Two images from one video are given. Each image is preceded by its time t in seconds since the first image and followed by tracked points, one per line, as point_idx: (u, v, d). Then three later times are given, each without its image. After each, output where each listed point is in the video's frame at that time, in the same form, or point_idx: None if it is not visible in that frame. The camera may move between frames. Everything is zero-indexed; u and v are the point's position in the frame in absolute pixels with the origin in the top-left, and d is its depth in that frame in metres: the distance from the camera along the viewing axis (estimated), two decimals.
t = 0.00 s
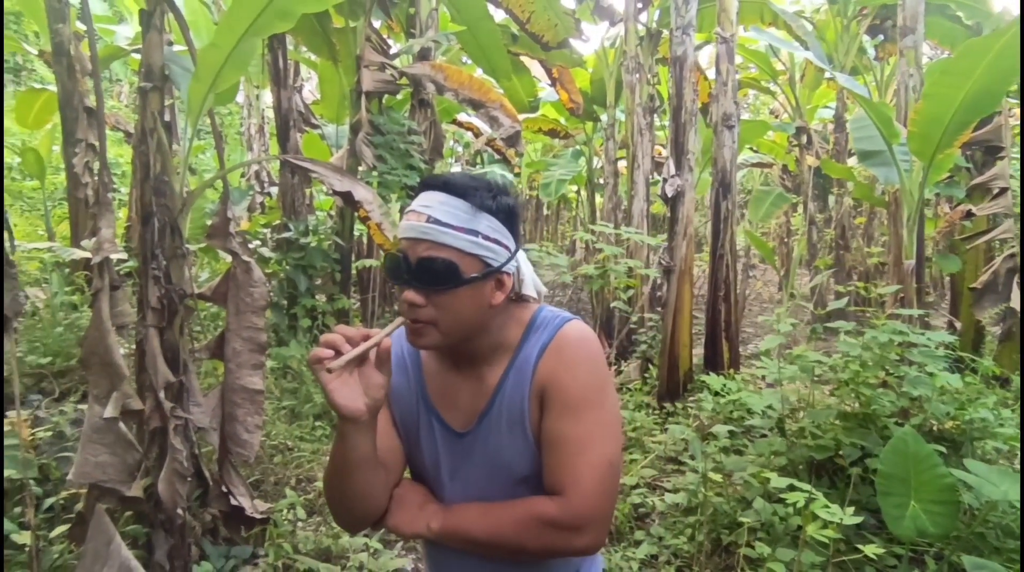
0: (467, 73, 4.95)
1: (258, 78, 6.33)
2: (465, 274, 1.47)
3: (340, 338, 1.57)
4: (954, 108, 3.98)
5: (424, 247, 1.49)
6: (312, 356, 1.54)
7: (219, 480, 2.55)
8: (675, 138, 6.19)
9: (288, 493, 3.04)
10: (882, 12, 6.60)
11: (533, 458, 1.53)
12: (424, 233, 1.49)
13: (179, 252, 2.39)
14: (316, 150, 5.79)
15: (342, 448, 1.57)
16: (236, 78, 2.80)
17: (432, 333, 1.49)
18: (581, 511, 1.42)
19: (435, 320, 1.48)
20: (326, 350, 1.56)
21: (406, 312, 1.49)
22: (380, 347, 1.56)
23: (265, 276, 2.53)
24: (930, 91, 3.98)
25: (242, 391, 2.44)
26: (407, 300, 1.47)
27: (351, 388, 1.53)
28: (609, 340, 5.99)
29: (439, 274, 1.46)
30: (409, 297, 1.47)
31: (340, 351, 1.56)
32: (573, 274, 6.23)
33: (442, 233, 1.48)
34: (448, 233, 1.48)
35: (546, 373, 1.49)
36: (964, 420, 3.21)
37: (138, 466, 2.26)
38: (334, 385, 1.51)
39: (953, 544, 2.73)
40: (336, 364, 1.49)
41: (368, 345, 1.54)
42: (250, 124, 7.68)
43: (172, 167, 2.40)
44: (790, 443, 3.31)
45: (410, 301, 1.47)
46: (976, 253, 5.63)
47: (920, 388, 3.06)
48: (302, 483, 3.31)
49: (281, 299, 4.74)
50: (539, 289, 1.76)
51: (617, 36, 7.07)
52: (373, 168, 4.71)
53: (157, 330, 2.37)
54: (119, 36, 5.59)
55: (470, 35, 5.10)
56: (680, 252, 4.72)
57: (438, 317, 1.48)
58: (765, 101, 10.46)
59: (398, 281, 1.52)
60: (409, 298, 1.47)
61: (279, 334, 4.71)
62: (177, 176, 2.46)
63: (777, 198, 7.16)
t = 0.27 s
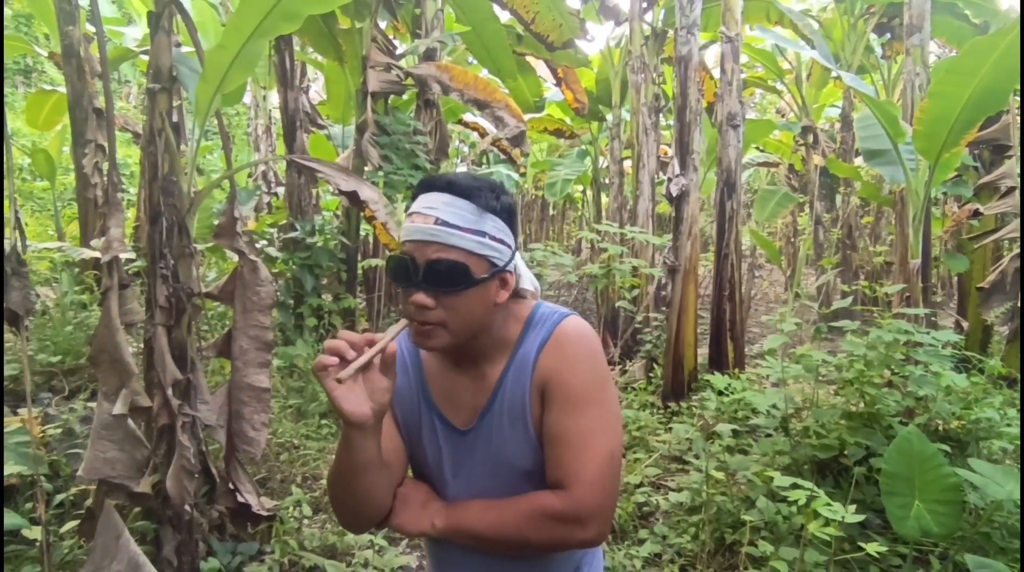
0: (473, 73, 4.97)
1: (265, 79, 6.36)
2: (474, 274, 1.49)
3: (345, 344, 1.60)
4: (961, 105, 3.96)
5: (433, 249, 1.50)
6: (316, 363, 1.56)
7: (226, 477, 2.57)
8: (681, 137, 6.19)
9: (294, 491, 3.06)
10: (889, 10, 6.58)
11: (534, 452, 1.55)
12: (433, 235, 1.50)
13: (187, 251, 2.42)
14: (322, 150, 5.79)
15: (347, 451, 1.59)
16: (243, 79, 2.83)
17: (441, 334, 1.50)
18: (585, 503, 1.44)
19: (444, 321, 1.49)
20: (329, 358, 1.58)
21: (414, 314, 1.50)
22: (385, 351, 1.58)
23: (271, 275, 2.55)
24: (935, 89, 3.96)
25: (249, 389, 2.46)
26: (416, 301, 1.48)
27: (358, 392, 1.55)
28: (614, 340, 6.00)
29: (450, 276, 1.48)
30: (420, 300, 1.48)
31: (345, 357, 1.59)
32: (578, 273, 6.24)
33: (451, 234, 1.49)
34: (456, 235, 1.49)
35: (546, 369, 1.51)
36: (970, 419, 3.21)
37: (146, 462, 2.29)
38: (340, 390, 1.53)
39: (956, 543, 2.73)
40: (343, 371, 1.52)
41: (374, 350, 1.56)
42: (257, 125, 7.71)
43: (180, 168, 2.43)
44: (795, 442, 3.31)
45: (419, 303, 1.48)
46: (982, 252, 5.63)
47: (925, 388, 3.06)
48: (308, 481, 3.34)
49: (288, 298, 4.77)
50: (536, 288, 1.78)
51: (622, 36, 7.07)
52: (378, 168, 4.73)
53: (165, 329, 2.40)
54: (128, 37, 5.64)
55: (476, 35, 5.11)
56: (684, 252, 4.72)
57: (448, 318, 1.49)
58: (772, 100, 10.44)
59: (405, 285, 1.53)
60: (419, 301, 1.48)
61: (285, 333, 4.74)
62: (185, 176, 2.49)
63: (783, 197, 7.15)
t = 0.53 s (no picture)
0: (475, 73, 4.98)
1: (269, 79, 6.38)
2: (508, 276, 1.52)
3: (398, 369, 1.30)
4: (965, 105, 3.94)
5: (473, 255, 1.49)
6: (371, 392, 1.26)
7: (230, 475, 2.59)
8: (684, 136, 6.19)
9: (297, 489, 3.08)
10: (894, 9, 6.56)
11: (531, 450, 1.55)
12: (471, 241, 1.50)
13: (191, 251, 2.44)
14: (326, 150, 5.79)
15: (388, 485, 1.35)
16: (246, 79, 2.85)
17: (479, 338, 1.51)
18: (585, 497, 1.45)
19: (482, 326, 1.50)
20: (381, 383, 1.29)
21: (453, 322, 1.48)
22: (445, 377, 1.34)
23: (275, 274, 2.57)
24: (939, 87, 3.95)
25: (253, 388, 2.48)
26: (460, 311, 1.47)
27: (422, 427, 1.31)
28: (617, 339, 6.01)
29: (492, 280, 1.49)
30: (466, 307, 1.47)
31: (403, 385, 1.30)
32: (581, 273, 6.25)
33: (489, 239, 1.51)
34: (494, 239, 1.52)
35: (538, 367, 1.51)
36: (973, 419, 3.19)
37: (151, 460, 2.30)
38: (401, 425, 1.28)
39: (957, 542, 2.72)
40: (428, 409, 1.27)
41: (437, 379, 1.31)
42: (261, 124, 7.73)
43: (184, 168, 2.44)
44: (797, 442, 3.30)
45: (461, 312, 1.47)
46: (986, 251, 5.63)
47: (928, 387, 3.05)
48: (312, 479, 3.35)
49: (292, 298, 4.79)
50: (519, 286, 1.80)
51: (626, 35, 7.07)
52: (382, 168, 4.75)
53: (170, 328, 2.42)
54: (133, 37, 5.66)
55: (479, 35, 5.12)
56: (687, 251, 4.72)
57: (486, 321, 1.50)
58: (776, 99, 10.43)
59: (444, 294, 1.47)
60: (466, 309, 1.46)
61: (289, 332, 4.76)
62: (189, 176, 2.50)
63: (786, 197, 7.14)
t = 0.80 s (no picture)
0: (477, 73, 4.98)
1: (272, 80, 6.39)
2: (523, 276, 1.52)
3: (423, 373, 1.30)
4: (966, 105, 3.94)
5: (494, 255, 1.48)
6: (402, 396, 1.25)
7: (233, 475, 2.60)
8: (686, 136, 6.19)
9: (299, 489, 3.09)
10: (897, 8, 6.55)
11: (535, 454, 1.55)
12: (489, 242, 1.49)
13: (194, 251, 2.45)
14: (328, 151, 5.83)
15: (405, 491, 1.34)
16: (249, 80, 2.85)
17: (497, 340, 1.49)
18: (591, 499, 1.45)
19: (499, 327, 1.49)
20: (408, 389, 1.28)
21: (475, 325, 1.45)
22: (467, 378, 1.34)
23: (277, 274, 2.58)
24: (941, 87, 3.94)
25: (255, 387, 2.49)
26: (482, 312, 1.44)
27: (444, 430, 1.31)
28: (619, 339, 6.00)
29: (511, 280, 1.48)
30: (485, 308, 1.45)
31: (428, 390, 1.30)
32: (583, 273, 6.25)
33: (507, 238, 1.51)
34: (510, 239, 1.52)
35: (541, 371, 1.51)
36: (975, 419, 3.19)
37: (154, 459, 2.31)
38: (425, 430, 1.28)
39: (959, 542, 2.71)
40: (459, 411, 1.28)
41: (461, 381, 1.32)
42: (263, 125, 7.75)
43: (187, 168, 2.45)
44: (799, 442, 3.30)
45: (483, 313, 1.45)
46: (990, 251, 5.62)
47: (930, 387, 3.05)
48: (314, 479, 3.36)
49: (294, 298, 4.80)
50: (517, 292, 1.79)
51: (628, 35, 7.07)
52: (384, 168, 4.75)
53: (173, 327, 2.43)
54: (136, 38, 5.67)
55: (481, 35, 5.12)
56: (689, 251, 4.73)
57: (503, 322, 1.49)
58: (779, 99, 10.42)
59: (463, 296, 1.44)
60: (486, 310, 1.45)
61: (291, 332, 4.76)
62: (192, 176, 2.51)
63: (789, 196, 7.14)
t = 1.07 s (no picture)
0: (480, 73, 4.98)
1: (275, 80, 6.39)
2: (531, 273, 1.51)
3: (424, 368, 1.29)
4: (969, 106, 3.93)
5: (502, 250, 1.47)
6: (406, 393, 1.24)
7: (236, 475, 2.62)
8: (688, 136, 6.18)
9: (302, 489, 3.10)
10: (900, 7, 6.54)
11: (546, 455, 1.54)
12: (499, 237, 1.47)
13: (197, 251, 2.45)
14: (331, 151, 5.88)
15: (415, 493, 1.33)
16: (252, 81, 2.86)
17: (506, 338, 1.47)
18: (607, 498, 1.46)
19: (508, 326, 1.47)
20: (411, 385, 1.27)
21: (484, 321, 1.43)
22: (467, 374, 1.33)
23: (280, 274, 2.58)
24: (943, 88, 3.93)
25: (258, 387, 2.49)
26: (492, 309, 1.42)
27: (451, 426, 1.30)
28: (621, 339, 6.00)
29: (520, 277, 1.46)
30: (495, 305, 1.42)
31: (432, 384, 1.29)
32: (586, 273, 6.25)
33: (516, 234, 1.50)
34: (518, 235, 1.51)
35: (553, 372, 1.51)
36: (980, 420, 3.18)
37: (157, 458, 2.31)
38: (432, 426, 1.27)
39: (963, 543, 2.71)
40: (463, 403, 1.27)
41: (463, 373, 1.32)
42: (267, 125, 7.74)
43: (190, 168, 2.45)
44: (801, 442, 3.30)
45: (492, 310, 1.42)
46: (994, 250, 5.61)
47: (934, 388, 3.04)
48: (317, 478, 3.37)
49: (297, 298, 4.81)
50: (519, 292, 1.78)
51: (630, 35, 7.07)
52: (387, 168, 4.75)
53: (176, 327, 2.43)
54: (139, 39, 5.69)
55: (483, 35, 5.12)
56: (692, 251, 4.72)
57: (512, 321, 1.47)
58: (781, 98, 10.40)
59: (473, 292, 1.42)
60: (496, 306, 1.42)
61: (295, 332, 4.77)
62: (195, 177, 2.52)
63: (791, 196, 7.12)
